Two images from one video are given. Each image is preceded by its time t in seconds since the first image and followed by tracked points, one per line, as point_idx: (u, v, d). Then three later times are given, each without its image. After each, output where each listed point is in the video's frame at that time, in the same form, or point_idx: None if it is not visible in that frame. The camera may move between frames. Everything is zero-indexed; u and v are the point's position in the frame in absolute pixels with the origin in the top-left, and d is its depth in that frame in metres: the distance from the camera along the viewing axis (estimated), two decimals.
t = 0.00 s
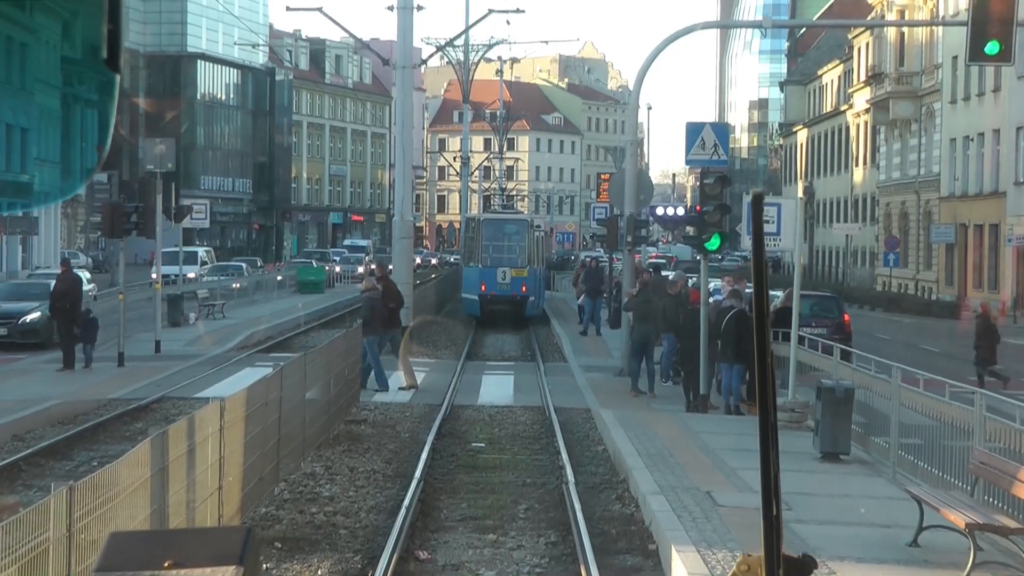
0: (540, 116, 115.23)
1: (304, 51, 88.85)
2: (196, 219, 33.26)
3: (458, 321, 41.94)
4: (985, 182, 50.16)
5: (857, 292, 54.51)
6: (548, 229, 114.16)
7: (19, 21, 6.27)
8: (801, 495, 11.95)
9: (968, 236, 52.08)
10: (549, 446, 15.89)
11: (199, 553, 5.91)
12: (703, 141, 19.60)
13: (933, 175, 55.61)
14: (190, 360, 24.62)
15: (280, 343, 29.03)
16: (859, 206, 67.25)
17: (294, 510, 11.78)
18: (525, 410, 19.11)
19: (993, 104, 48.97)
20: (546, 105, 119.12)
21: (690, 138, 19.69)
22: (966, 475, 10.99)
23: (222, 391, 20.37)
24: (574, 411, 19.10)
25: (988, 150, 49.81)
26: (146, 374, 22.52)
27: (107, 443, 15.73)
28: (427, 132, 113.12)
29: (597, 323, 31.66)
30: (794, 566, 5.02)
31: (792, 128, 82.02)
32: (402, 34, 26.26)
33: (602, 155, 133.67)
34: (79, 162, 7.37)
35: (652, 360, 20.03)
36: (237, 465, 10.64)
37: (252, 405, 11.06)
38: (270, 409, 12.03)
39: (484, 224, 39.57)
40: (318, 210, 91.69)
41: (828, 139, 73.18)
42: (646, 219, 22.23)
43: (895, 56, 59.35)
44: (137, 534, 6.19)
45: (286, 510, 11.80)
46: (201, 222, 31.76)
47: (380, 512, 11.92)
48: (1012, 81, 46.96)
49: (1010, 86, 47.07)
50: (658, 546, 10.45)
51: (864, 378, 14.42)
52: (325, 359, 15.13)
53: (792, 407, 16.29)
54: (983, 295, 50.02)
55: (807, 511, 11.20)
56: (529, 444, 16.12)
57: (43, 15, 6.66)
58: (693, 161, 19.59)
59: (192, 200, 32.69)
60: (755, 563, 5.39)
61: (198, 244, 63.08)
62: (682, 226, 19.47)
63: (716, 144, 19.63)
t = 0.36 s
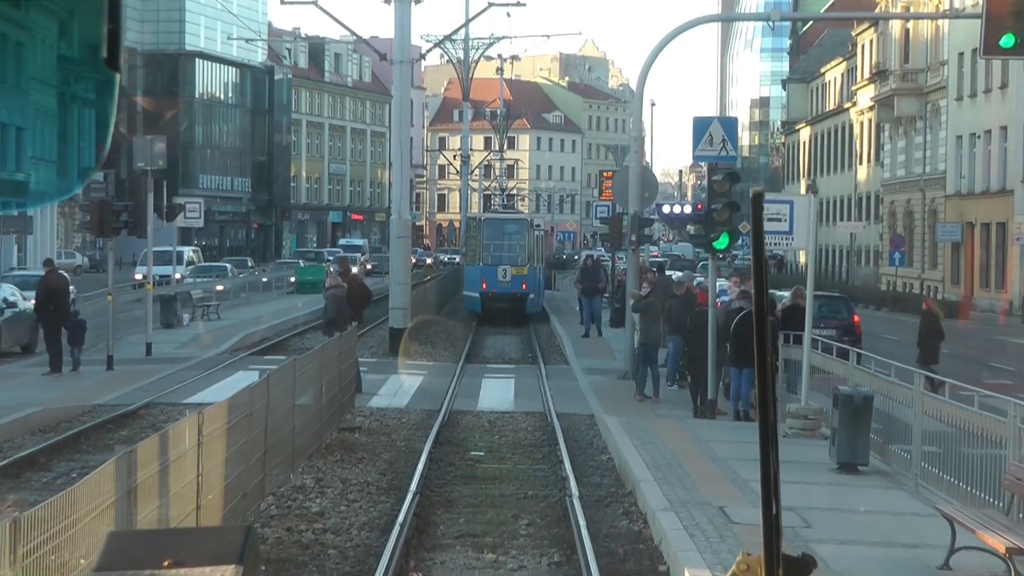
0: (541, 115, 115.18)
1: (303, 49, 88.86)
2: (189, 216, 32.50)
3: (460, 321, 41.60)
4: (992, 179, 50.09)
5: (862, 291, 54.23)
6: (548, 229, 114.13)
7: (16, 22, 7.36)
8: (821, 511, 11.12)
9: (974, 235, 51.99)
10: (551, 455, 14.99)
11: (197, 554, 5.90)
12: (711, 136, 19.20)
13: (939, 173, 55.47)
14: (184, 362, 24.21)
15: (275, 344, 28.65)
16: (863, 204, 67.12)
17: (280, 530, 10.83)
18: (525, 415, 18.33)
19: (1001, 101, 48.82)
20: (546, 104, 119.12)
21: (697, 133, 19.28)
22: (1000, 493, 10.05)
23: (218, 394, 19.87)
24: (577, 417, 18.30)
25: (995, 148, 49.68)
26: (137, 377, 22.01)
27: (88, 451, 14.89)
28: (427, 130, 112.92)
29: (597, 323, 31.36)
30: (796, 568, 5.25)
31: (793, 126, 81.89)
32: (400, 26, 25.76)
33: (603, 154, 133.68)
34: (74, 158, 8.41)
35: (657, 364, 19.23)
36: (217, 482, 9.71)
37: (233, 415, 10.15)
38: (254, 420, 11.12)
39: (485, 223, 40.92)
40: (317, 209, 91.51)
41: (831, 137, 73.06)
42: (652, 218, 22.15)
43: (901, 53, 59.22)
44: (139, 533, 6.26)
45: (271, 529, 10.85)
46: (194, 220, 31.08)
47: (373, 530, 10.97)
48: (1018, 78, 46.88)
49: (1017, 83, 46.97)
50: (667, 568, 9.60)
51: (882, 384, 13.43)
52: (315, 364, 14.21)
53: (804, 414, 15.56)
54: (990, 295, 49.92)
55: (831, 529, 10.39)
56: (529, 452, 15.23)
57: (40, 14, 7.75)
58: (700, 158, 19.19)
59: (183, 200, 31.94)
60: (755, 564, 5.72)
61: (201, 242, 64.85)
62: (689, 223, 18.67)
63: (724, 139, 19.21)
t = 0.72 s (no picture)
0: (542, 114, 115.12)
1: (303, 48, 88.86)
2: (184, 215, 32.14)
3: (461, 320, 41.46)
4: (1000, 178, 50.00)
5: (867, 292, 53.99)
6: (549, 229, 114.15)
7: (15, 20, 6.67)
8: (843, 531, 10.49)
9: (981, 235, 51.90)
10: (553, 466, 14.56)
11: (196, 553, 5.82)
12: (720, 132, 18.26)
13: (945, 172, 55.30)
14: (176, 367, 23.85)
15: (270, 347, 28.31)
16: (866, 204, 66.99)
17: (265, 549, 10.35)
18: (526, 422, 17.93)
19: (1009, 99, 48.61)
20: (547, 103, 119.16)
21: (706, 130, 18.30)
22: None
23: (208, 400, 19.49)
24: (582, 424, 17.88)
25: (1003, 148, 49.50)
26: (126, 382, 21.66)
27: (69, 464, 14.39)
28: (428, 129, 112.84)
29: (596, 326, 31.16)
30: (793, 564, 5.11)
31: (795, 125, 81.83)
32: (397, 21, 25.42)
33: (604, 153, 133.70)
34: (74, 160, 7.82)
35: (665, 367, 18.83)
36: (197, 500, 9.26)
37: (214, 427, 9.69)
38: (237, 431, 10.67)
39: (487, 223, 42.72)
40: (317, 208, 91.48)
41: (833, 136, 72.98)
42: (657, 216, 21.92)
43: (906, 52, 59.06)
44: (142, 532, 6.20)
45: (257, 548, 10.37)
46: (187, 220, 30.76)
47: (365, 548, 10.48)
48: None
49: None
50: None
51: (905, 394, 12.75)
52: (305, 371, 13.79)
53: (818, 421, 15.07)
54: (998, 296, 49.86)
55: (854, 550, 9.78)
56: (530, 463, 14.80)
57: (36, 11, 6.99)
58: (708, 155, 18.26)
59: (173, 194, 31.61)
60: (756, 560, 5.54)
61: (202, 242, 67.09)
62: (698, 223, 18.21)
63: (733, 136, 18.31)
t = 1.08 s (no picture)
0: (543, 114, 115.10)
1: (301, 47, 89.02)
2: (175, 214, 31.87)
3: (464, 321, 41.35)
4: (1008, 177, 49.90)
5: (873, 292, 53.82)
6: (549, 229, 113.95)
7: (12, 20, 6.69)
8: (866, 551, 9.84)
9: (989, 234, 51.85)
10: (556, 477, 14.12)
11: (196, 551, 5.79)
12: (729, 128, 17.85)
13: (952, 172, 55.09)
14: (168, 371, 23.47)
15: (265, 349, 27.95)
16: (871, 204, 66.95)
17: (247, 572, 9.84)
18: (527, 430, 17.58)
19: (1016, 96, 48.46)
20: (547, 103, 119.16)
21: (715, 126, 17.96)
22: None
23: (197, 407, 19.19)
24: (587, 433, 17.46)
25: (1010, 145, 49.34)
26: (115, 389, 21.38)
27: (48, 478, 13.87)
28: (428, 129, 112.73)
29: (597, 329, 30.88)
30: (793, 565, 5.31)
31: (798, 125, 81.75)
32: (395, 17, 25.20)
33: (605, 153, 133.69)
34: (71, 160, 7.76)
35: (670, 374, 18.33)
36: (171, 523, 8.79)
37: (190, 444, 9.20)
38: (217, 447, 10.20)
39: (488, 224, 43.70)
40: (317, 209, 91.64)
41: (835, 136, 72.86)
42: (662, 216, 21.68)
43: (911, 50, 58.81)
44: (143, 532, 6.13)
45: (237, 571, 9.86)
46: (179, 221, 30.52)
47: (358, 569, 9.98)
48: None
49: None
50: None
51: (930, 403, 12.19)
52: (296, 380, 13.35)
53: (835, 430, 14.52)
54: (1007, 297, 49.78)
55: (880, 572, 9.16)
56: (531, 474, 14.36)
57: (32, 10, 7.02)
58: (716, 152, 17.89)
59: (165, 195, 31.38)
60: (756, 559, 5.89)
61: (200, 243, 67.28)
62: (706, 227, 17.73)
63: (743, 133, 17.86)
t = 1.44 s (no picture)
0: (543, 114, 115.11)
1: (298, 47, 89.38)
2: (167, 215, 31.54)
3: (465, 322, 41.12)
4: (1014, 176, 49.81)
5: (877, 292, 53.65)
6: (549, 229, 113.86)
7: None
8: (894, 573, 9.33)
9: (995, 235, 51.82)
10: (559, 490, 13.69)
11: (196, 551, 5.74)
12: (739, 124, 17.48)
13: (959, 172, 54.93)
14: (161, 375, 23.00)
15: (263, 351, 27.52)
16: (875, 204, 66.95)
17: None
18: (530, 438, 17.19)
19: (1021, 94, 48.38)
20: (547, 102, 119.23)
21: (723, 122, 17.63)
22: None
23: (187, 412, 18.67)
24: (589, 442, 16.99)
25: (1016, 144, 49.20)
26: (103, 395, 20.88)
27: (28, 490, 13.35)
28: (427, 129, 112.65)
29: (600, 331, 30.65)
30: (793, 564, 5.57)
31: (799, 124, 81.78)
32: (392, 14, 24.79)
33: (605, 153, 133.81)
34: (67, 161, 6.75)
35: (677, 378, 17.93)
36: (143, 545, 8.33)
37: (165, 463, 8.71)
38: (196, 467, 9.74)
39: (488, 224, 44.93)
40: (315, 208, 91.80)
41: (836, 135, 72.78)
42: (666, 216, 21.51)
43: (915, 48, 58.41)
44: (143, 532, 6.08)
45: None
46: (171, 220, 30.24)
47: None
48: None
49: None
50: None
51: (955, 413, 11.70)
52: (284, 390, 12.90)
53: (851, 439, 14.18)
54: (1015, 297, 49.69)
55: None
56: (531, 486, 13.93)
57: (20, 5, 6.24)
58: (725, 148, 17.63)
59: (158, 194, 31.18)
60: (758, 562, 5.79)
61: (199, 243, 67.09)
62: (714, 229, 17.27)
63: (753, 128, 17.53)
